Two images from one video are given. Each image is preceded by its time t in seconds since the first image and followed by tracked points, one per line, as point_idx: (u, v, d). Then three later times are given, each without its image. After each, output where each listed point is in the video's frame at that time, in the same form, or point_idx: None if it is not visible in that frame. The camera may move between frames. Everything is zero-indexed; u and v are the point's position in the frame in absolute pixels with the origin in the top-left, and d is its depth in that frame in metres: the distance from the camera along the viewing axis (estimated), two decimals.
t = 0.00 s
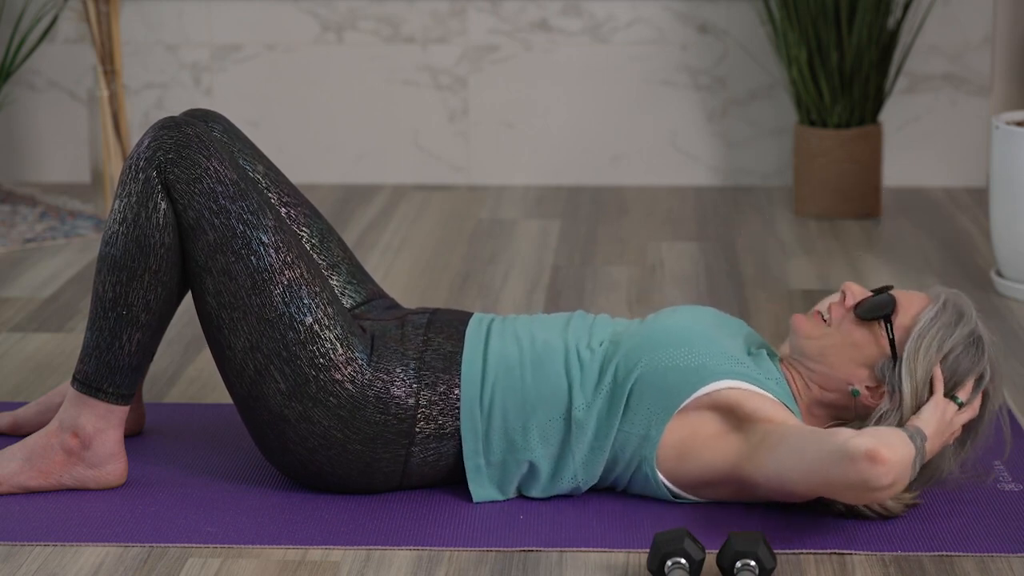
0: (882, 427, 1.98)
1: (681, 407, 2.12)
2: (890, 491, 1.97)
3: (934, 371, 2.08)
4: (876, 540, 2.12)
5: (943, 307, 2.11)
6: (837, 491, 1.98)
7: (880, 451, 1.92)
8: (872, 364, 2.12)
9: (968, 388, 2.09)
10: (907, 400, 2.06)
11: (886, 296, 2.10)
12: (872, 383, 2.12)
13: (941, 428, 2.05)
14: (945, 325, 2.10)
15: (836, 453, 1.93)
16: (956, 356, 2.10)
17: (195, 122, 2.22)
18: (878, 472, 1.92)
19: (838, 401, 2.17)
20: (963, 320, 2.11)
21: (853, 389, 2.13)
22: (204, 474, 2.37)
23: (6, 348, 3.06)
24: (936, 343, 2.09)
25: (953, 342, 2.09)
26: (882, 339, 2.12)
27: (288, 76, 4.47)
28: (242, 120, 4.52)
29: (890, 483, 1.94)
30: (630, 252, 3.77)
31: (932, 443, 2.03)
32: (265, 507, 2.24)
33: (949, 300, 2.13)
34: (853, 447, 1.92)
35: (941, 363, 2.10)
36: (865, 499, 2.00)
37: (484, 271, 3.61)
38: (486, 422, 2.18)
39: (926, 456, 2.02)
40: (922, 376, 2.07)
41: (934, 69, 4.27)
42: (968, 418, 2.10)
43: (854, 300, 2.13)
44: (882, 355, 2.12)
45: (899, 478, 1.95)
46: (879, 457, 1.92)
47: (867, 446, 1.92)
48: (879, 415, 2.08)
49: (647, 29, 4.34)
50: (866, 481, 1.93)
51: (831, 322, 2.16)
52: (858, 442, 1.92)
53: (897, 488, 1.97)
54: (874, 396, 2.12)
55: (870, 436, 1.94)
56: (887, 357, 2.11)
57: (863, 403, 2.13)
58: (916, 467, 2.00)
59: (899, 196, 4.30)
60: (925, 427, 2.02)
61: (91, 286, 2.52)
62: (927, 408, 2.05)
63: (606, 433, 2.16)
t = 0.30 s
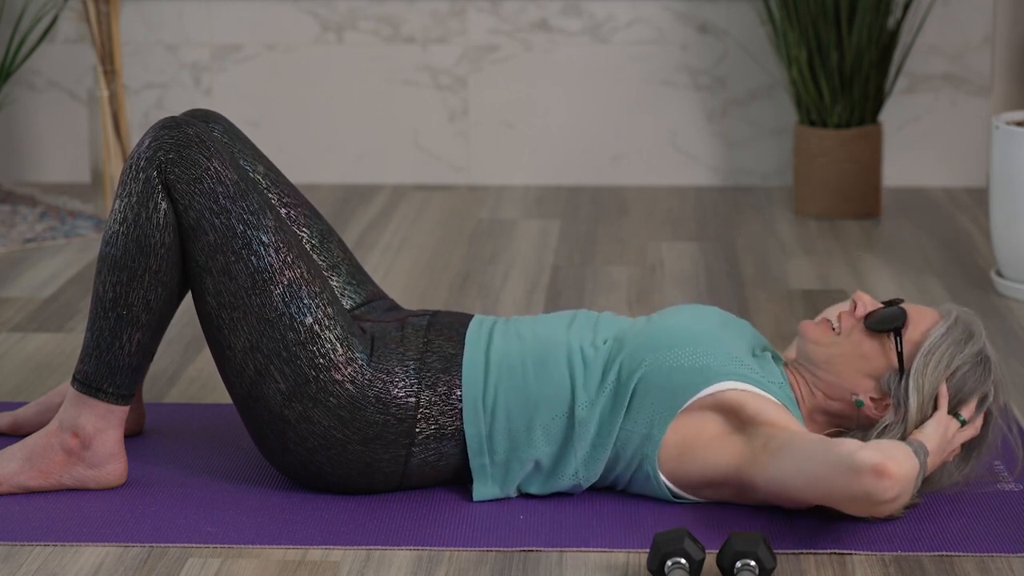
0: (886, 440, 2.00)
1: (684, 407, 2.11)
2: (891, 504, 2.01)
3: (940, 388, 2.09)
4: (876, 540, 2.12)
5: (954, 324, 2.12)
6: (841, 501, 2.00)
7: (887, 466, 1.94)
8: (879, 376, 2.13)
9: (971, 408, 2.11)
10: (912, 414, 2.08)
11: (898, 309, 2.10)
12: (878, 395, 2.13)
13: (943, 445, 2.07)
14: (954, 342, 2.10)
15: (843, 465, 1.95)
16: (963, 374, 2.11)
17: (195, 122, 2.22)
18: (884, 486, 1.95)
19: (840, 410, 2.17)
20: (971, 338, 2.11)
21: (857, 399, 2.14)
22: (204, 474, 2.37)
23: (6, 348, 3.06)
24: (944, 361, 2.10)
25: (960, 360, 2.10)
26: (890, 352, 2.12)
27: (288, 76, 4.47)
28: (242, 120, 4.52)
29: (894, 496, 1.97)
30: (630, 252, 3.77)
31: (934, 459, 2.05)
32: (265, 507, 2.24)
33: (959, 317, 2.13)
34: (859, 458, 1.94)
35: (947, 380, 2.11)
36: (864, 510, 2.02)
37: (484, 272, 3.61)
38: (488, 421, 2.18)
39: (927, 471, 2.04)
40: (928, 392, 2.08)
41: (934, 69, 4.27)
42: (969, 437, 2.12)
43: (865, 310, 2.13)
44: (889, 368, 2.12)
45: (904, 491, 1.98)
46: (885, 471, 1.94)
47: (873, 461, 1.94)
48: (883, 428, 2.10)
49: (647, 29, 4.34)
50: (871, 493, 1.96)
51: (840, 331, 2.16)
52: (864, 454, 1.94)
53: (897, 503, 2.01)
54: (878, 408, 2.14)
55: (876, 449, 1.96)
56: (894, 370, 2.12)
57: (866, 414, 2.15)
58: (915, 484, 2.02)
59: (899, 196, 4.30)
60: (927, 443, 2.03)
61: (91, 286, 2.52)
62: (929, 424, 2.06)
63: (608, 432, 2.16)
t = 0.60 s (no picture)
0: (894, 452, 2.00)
1: (689, 405, 2.12)
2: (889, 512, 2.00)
3: (943, 400, 2.10)
4: (876, 540, 2.12)
5: (960, 338, 2.12)
6: (842, 506, 2.00)
7: (889, 471, 1.95)
8: (882, 385, 2.13)
9: (972, 422, 2.12)
10: (914, 425, 2.08)
11: (905, 320, 2.10)
12: (881, 405, 2.14)
13: (944, 456, 2.08)
14: (959, 355, 2.11)
15: (846, 469, 1.95)
16: (966, 388, 2.12)
17: (195, 122, 2.22)
18: (886, 492, 1.95)
19: (840, 416, 2.18)
20: (976, 352, 2.13)
21: (860, 408, 2.14)
22: (204, 475, 2.37)
23: (7, 348, 3.05)
24: (949, 374, 2.10)
25: (964, 374, 2.11)
26: (896, 362, 2.12)
27: (288, 76, 4.47)
28: (242, 120, 4.52)
29: (896, 502, 1.97)
30: (630, 252, 3.77)
31: (934, 470, 2.06)
32: (265, 507, 2.24)
33: (966, 331, 2.14)
34: (863, 463, 1.94)
35: (951, 393, 2.12)
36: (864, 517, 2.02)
37: (484, 272, 3.60)
38: (492, 419, 2.17)
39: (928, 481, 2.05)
40: (932, 404, 2.09)
41: (934, 69, 4.27)
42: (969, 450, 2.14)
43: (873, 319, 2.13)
44: (893, 378, 2.12)
45: (905, 498, 1.99)
46: (889, 476, 1.95)
47: (877, 466, 1.94)
48: (885, 437, 2.11)
49: (647, 29, 4.34)
50: (873, 499, 1.96)
51: (846, 339, 2.16)
52: (868, 459, 1.94)
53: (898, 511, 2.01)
54: (880, 417, 2.14)
55: (879, 455, 1.96)
56: (898, 380, 2.12)
57: (867, 422, 2.15)
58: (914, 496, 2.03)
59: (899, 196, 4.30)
60: (928, 453, 2.04)
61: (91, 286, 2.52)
62: (931, 434, 2.07)
63: (611, 429, 2.16)
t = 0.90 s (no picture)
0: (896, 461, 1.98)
1: (696, 403, 2.11)
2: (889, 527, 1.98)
3: (946, 412, 2.10)
4: (876, 540, 2.12)
5: (964, 349, 2.12)
6: (846, 517, 1.98)
7: (895, 485, 1.93)
8: (885, 395, 2.13)
9: (975, 434, 2.12)
10: (916, 435, 2.08)
11: (910, 330, 2.10)
12: (883, 414, 2.14)
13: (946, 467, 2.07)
14: (963, 367, 2.11)
15: (853, 480, 1.94)
16: (969, 401, 2.12)
17: (195, 122, 2.22)
18: (891, 506, 1.94)
19: (841, 423, 2.18)
20: (980, 364, 2.12)
21: (862, 417, 2.14)
22: (204, 475, 2.37)
23: (6, 348, 3.05)
24: (953, 385, 2.10)
25: (968, 386, 2.11)
26: (899, 372, 2.12)
27: (288, 76, 4.47)
28: (242, 120, 4.52)
29: (900, 517, 1.95)
30: (630, 252, 3.77)
31: (937, 481, 2.06)
32: (265, 507, 2.24)
33: (970, 342, 2.13)
34: (870, 476, 1.93)
35: (954, 405, 2.12)
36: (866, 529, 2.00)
37: (484, 271, 3.61)
38: (499, 412, 2.17)
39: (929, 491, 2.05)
40: (935, 414, 2.09)
41: (934, 69, 4.27)
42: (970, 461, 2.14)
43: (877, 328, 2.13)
44: (896, 389, 2.13)
45: (907, 516, 1.97)
46: (894, 490, 1.93)
47: (883, 478, 1.93)
48: (888, 446, 2.11)
49: (647, 29, 4.34)
50: (878, 513, 1.94)
51: (848, 345, 2.17)
52: (875, 472, 1.94)
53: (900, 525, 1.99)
54: (882, 427, 2.14)
55: (885, 468, 1.95)
56: (901, 391, 2.12)
57: (869, 432, 2.15)
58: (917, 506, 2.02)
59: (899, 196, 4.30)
60: (931, 464, 2.03)
61: (90, 286, 2.52)
62: (933, 445, 2.06)
63: (617, 423, 2.16)
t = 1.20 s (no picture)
0: (887, 445, 1.98)
1: (695, 401, 2.11)
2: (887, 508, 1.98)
3: (942, 397, 2.10)
4: (876, 540, 2.12)
5: (957, 335, 2.12)
6: (841, 503, 1.98)
7: (886, 468, 1.93)
8: (880, 385, 2.14)
9: (974, 418, 2.12)
10: (912, 423, 2.08)
11: (900, 319, 2.11)
12: (879, 405, 2.14)
13: (944, 453, 2.07)
14: (956, 353, 2.11)
15: (843, 465, 1.94)
16: (964, 386, 2.11)
17: (195, 122, 2.22)
18: (884, 489, 1.94)
19: (839, 416, 2.19)
20: (974, 349, 2.12)
21: (858, 408, 2.15)
22: (204, 475, 2.37)
23: (6, 348, 3.06)
24: (947, 370, 2.10)
25: (962, 370, 2.11)
26: (893, 361, 2.13)
27: (288, 76, 4.47)
28: (242, 120, 4.52)
29: (892, 500, 1.95)
30: (630, 252, 3.77)
31: (934, 467, 2.05)
32: (265, 507, 2.24)
33: (963, 328, 2.13)
34: (859, 460, 1.93)
35: (950, 391, 2.11)
36: (863, 515, 2.00)
37: (484, 271, 3.61)
38: (498, 412, 2.18)
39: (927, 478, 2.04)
40: (930, 401, 2.09)
41: (934, 69, 4.27)
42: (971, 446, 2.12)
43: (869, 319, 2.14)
44: (891, 378, 2.13)
45: (902, 496, 1.96)
46: (884, 472, 1.93)
47: (873, 462, 1.93)
48: (884, 436, 2.11)
49: (647, 29, 4.34)
50: (869, 497, 1.94)
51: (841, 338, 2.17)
52: (865, 456, 1.93)
53: (896, 508, 1.99)
54: (879, 417, 2.14)
55: (876, 452, 1.95)
56: (896, 380, 2.12)
57: (867, 422, 2.15)
58: (914, 492, 2.01)
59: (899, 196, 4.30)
60: (928, 450, 2.03)
61: (91, 286, 2.52)
62: (929, 431, 2.06)
63: (616, 424, 2.15)
